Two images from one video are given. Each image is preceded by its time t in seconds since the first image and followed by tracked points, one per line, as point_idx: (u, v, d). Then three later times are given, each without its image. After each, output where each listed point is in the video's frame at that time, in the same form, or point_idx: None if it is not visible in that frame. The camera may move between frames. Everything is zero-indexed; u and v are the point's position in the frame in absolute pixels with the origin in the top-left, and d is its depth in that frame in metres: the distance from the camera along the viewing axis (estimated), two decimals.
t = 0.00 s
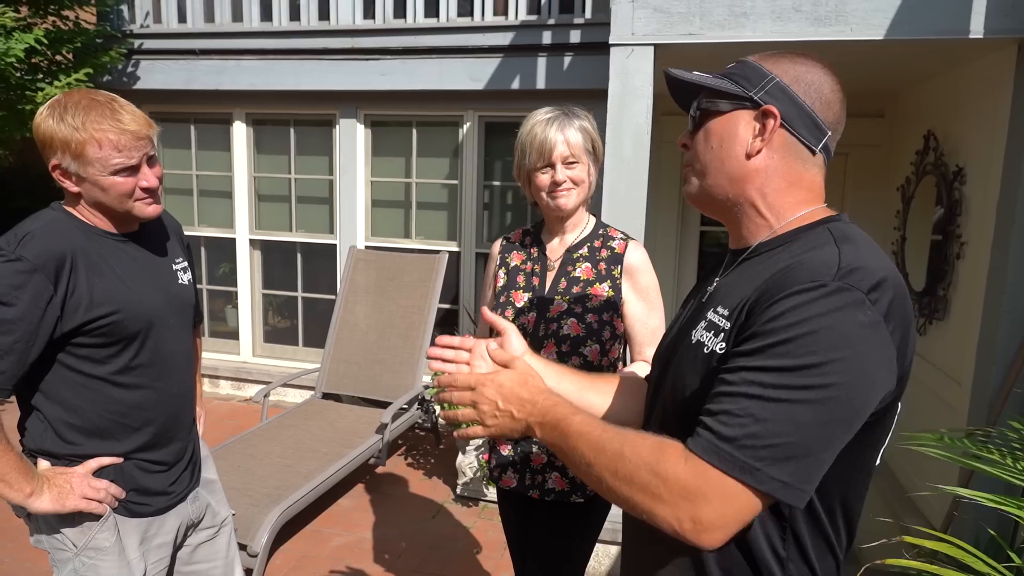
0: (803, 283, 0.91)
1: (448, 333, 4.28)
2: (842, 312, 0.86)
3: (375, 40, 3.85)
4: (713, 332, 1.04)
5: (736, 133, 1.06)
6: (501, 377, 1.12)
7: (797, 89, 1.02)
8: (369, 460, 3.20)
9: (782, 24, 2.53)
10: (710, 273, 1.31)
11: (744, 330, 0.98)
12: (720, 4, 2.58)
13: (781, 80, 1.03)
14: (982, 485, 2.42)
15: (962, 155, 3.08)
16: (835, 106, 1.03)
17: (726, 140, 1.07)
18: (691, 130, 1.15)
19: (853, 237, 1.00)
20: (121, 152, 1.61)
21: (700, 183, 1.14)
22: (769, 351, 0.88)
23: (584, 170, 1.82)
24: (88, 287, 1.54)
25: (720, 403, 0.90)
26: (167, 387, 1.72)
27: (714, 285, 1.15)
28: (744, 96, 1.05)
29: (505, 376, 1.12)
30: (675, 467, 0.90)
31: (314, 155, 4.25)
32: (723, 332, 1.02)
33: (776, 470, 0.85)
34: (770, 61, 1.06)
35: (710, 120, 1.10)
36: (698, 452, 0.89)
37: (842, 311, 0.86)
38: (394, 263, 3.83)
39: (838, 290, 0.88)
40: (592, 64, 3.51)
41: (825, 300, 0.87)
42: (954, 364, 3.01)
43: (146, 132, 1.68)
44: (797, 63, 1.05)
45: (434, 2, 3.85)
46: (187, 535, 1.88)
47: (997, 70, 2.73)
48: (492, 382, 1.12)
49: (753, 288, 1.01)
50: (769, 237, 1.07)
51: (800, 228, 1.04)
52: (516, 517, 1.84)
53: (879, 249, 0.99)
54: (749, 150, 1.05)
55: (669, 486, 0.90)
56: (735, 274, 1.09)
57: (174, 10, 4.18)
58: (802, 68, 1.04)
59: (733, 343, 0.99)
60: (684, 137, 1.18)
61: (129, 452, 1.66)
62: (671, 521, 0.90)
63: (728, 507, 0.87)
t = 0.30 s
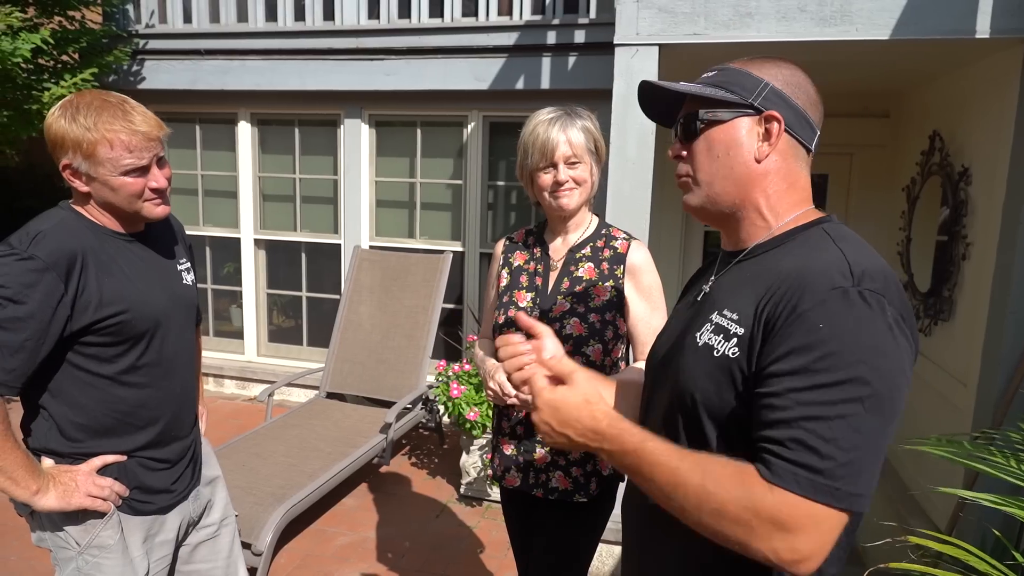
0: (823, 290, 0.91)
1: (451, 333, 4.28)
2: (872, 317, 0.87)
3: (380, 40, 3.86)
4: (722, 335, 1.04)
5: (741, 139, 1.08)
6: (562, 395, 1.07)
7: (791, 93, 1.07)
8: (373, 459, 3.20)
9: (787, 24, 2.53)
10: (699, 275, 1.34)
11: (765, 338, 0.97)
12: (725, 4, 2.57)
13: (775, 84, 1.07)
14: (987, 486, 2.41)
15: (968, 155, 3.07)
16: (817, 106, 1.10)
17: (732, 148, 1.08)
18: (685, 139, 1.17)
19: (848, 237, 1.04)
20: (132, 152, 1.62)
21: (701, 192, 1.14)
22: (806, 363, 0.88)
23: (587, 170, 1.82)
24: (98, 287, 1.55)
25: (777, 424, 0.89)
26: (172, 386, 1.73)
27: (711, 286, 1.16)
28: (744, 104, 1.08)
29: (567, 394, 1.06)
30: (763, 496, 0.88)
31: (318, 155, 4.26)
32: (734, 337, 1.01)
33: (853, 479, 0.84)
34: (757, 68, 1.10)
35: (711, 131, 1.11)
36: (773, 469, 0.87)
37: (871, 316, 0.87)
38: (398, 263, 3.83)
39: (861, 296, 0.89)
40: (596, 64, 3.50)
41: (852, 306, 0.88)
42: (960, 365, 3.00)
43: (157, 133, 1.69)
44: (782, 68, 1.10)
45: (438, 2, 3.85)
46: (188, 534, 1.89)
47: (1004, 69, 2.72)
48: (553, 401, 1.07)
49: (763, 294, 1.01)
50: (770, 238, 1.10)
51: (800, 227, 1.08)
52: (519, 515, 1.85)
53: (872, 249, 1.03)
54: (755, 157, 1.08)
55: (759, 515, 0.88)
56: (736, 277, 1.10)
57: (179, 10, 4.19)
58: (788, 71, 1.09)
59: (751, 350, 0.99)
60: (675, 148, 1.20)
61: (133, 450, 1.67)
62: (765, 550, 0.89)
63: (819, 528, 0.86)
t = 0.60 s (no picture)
0: (861, 292, 0.92)
1: (454, 333, 4.29)
2: (915, 319, 0.89)
3: (382, 41, 3.86)
4: (746, 337, 1.04)
5: (750, 145, 1.08)
6: (657, 354, 1.02)
7: (793, 96, 1.09)
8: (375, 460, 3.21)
9: (789, 24, 2.52)
10: (691, 276, 1.35)
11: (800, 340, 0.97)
12: (727, 5, 2.57)
13: (778, 88, 1.08)
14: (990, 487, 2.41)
15: (970, 156, 3.07)
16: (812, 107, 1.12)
17: (742, 153, 1.09)
18: (687, 144, 1.16)
19: (858, 236, 1.05)
20: (133, 153, 1.62)
21: (709, 198, 1.13)
22: (859, 367, 0.89)
23: (586, 170, 1.82)
24: (98, 287, 1.55)
25: (838, 429, 0.90)
26: (173, 388, 1.74)
27: (716, 286, 1.17)
28: (751, 108, 1.08)
29: (663, 354, 1.02)
30: (846, 494, 0.88)
31: (321, 155, 4.27)
32: (760, 338, 1.02)
33: (918, 474, 0.87)
34: (757, 71, 1.11)
35: (719, 135, 1.10)
36: (849, 470, 0.89)
37: (912, 318, 0.89)
38: (400, 263, 3.83)
39: (900, 297, 0.90)
40: (598, 64, 3.51)
41: (896, 309, 0.89)
42: (962, 365, 3.00)
43: (158, 135, 1.70)
44: (781, 71, 1.11)
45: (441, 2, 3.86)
46: (192, 535, 1.89)
47: (1007, 70, 2.72)
48: (644, 358, 1.03)
49: (790, 294, 1.01)
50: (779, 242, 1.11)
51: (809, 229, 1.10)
52: (520, 515, 1.85)
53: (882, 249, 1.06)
54: (764, 161, 1.09)
55: (845, 512, 0.88)
56: (750, 278, 1.10)
57: (182, 11, 4.21)
58: (786, 74, 1.11)
59: (781, 352, 0.99)
60: (675, 152, 1.18)
61: (134, 453, 1.67)
62: (843, 550, 0.90)
63: (893, 523, 0.88)
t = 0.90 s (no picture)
0: (880, 289, 0.93)
1: (454, 332, 4.29)
2: (931, 315, 0.91)
3: (383, 40, 3.86)
4: (764, 335, 1.03)
5: (761, 147, 1.09)
6: (654, 387, 0.99)
7: (800, 97, 1.10)
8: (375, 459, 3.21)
9: (789, 23, 2.52)
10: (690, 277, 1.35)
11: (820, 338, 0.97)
12: (727, 4, 2.57)
13: (785, 89, 1.09)
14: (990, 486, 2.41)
15: (971, 155, 3.07)
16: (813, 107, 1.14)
17: (754, 155, 1.09)
18: (697, 145, 1.15)
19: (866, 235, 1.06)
20: (133, 153, 1.62)
21: (721, 200, 1.13)
22: (881, 363, 0.89)
23: (585, 169, 1.82)
24: (100, 287, 1.55)
25: (861, 425, 0.90)
26: (173, 387, 1.74)
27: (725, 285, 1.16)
28: (761, 110, 1.08)
29: (656, 389, 0.99)
30: (867, 491, 0.89)
31: (321, 154, 4.27)
32: (779, 337, 1.01)
33: (936, 466, 0.88)
34: (764, 72, 1.11)
35: (731, 138, 1.10)
36: (872, 467, 0.89)
37: (928, 313, 0.91)
38: (401, 262, 3.84)
39: (916, 294, 0.92)
40: (599, 63, 3.51)
41: (914, 305, 0.91)
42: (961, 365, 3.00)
43: (158, 134, 1.70)
44: (786, 72, 1.11)
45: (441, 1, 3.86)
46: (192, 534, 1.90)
47: (1008, 68, 2.72)
48: (645, 398, 0.99)
49: (809, 293, 1.01)
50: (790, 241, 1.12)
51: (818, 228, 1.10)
52: (519, 513, 1.86)
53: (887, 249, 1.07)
54: (775, 163, 1.09)
55: (869, 509, 0.88)
56: (765, 276, 1.09)
57: (183, 10, 4.20)
58: (790, 74, 1.11)
59: (801, 350, 0.98)
60: (683, 155, 1.18)
61: (134, 452, 1.67)
62: (869, 548, 0.90)
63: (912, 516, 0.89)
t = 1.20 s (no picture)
0: (881, 290, 0.92)
1: (456, 331, 4.29)
2: (933, 316, 0.90)
3: (385, 40, 3.86)
4: (766, 336, 1.03)
5: (763, 147, 1.08)
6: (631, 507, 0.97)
7: (806, 99, 1.09)
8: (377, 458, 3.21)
9: (792, 22, 2.52)
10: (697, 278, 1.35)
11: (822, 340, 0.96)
12: (729, 3, 2.57)
13: (792, 91, 1.09)
14: (993, 486, 2.40)
15: (974, 154, 3.06)
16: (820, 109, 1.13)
17: (756, 155, 1.09)
18: (702, 143, 1.15)
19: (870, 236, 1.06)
20: (131, 153, 1.62)
21: (722, 198, 1.13)
22: (883, 365, 0.88)
23: (584, 169, 1.82)
24: (98, 287, 1.55)
25: (865, 429, 0.89)
26: (174, 388, 1.73)
27: (729, 286, 1.17)
28: (766, 110, 1.08)
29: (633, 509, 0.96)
30: (869, 512, 0.88)
31: (323, 154, 4.27)
32: (781, 338, 1.01)
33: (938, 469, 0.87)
34: (772, 73, 1.11)
35: (734, 137, 1.10)
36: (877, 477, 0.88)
37: (931, 314, 0.90)
38: (403, 261, 3.83)
39: (918, 294, 0.91)
40: (601, 63, 3.50)
41: (916, 305, 0.90)
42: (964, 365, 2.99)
43: (157, 134, 1.69)
44: (795, 74, 1.11)
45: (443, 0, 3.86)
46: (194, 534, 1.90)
47: (1011, 68, 2.71)
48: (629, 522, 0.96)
49: (810, 297, 1.00)
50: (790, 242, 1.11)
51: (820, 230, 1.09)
52: (520, 512, 1.85)
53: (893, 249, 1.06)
54: (777, 163, 1.09)
55: (874, 529, 0.87)
56: (768, 278, 1.10)
57: (185, 10, 4.21)
58: (798, 77, 1.11)
59: (803, 352, 0.98)
60: (689, 152, 1.18)
61: (135, 452, 1.67)
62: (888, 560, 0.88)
63: (917, 522, 0.88)
